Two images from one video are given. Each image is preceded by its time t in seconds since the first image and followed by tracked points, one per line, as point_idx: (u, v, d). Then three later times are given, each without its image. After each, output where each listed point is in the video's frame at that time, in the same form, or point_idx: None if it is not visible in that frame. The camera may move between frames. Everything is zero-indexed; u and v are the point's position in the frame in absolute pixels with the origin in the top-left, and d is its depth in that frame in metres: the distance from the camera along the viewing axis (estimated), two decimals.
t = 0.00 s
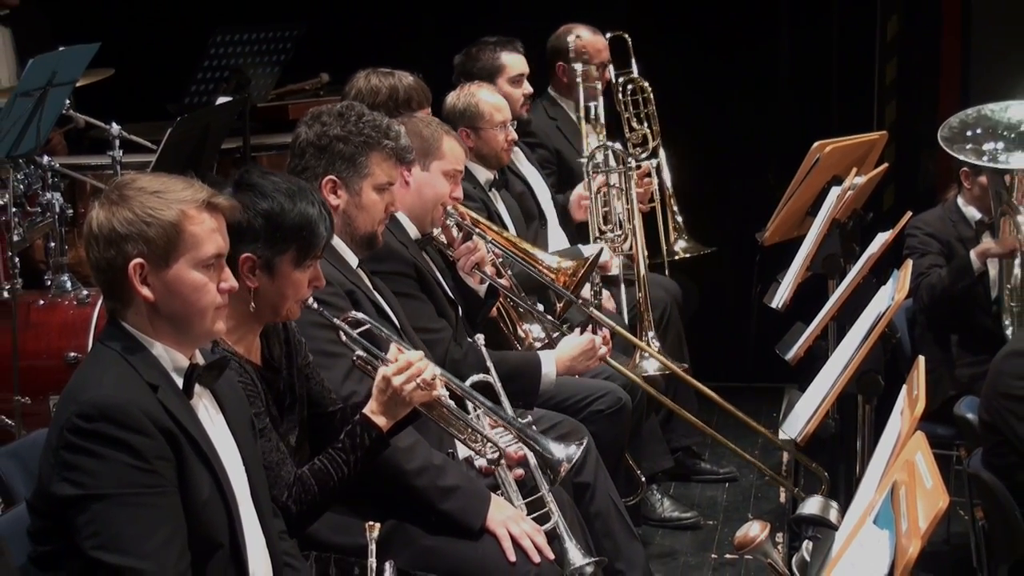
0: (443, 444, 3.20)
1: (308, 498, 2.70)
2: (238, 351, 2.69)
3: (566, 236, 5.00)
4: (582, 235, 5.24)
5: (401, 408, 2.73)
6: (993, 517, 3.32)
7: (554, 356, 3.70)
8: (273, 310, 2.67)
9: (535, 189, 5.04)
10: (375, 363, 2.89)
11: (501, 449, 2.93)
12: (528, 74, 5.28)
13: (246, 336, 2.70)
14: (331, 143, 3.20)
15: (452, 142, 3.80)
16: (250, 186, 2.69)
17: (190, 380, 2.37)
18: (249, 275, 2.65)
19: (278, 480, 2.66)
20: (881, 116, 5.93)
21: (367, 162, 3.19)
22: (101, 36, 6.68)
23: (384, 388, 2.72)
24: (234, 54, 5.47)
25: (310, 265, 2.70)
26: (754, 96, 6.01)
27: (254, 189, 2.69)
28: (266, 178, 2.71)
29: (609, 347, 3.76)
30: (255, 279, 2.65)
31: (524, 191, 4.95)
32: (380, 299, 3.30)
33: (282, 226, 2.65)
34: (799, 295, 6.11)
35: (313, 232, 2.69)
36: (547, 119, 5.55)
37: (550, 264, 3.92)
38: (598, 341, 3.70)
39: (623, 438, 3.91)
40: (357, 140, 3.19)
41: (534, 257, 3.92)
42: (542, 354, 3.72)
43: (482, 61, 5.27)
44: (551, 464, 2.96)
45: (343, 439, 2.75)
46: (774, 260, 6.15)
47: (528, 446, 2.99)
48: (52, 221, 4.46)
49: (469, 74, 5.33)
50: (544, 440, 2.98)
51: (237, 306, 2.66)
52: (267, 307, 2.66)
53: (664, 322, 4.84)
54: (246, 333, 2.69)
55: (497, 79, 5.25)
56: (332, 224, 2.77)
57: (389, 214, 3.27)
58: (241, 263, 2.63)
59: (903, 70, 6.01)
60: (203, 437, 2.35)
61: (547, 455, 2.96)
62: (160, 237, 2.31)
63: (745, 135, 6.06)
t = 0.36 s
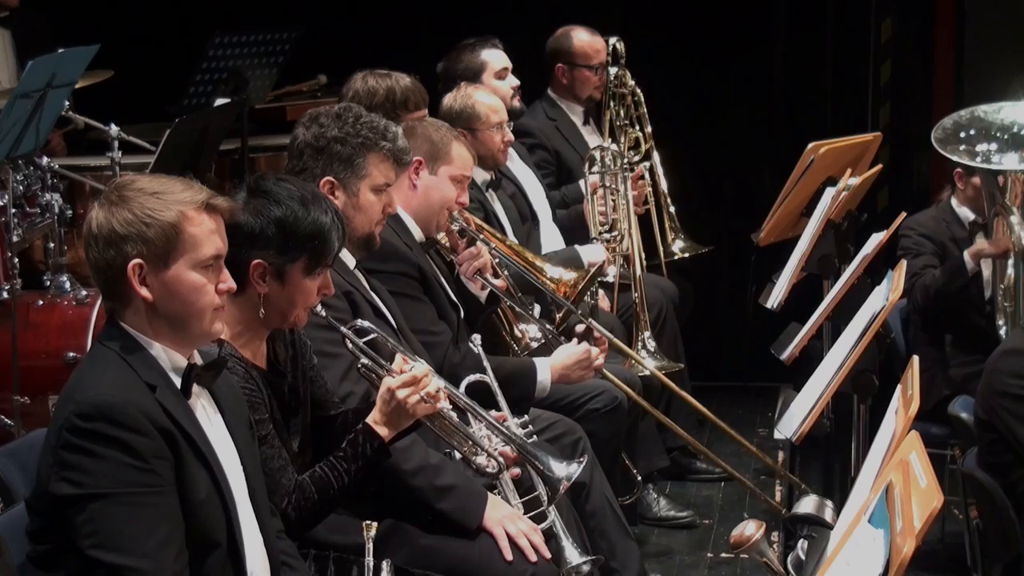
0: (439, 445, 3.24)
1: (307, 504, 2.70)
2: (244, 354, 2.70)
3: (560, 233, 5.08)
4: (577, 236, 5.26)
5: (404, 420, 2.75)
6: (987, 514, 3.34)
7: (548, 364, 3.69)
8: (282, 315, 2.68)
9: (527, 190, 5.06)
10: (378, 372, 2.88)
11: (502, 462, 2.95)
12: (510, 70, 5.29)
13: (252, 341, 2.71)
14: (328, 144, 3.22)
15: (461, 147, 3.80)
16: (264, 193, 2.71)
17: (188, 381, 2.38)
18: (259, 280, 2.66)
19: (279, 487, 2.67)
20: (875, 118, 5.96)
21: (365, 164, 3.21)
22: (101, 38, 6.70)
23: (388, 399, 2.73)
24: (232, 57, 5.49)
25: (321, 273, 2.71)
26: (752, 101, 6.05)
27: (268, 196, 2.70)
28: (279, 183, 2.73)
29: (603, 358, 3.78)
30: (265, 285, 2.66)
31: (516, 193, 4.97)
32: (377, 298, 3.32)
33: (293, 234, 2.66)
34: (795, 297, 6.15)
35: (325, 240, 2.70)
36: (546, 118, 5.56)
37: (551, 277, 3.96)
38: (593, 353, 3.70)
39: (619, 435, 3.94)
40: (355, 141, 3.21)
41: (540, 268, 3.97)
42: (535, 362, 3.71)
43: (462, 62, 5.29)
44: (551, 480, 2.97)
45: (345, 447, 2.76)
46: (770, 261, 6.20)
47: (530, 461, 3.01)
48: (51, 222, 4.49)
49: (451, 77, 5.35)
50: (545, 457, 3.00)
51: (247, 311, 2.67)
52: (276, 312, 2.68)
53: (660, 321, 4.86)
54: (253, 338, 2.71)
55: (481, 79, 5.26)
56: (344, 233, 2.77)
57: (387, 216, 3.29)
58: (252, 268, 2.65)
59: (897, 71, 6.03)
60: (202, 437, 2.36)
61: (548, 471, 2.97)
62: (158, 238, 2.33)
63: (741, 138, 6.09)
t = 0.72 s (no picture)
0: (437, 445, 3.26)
1: (299, 507, 2.70)
2: (237, 356, 2.70)
3: (557, 233, 5.09)
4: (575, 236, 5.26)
5: (396, 423, 2.76)
6: (984, 514, 3.35)
7: (541, 365, 3.70)
8: (276, 317, 2.68)
9: (523, 190, 5.06)
10: (373, 375, 2.87)
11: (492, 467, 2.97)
12: (510, 71, 5.29)
13: (246, 343, 2.71)
14: (325, 145, 3.22)
15: (461, 150, 3.81)
16: (259, 196, 2.71)
17: (187, 381, 2.38)
18: (254, 284, 2.67)
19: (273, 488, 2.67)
20: (873, 118, 5.96)
21: (363, 164, 3.21)
22: (98, 38, 6.69)
23: (381, 403, 2.73)
24: (232, 58, 5.51)
25: (316, 275, 2.71)
26: (751, 101, 6.04)
27: (261, 198, 2.70)
28: (272, 185, 2.74)
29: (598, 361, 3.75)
30: (260, 289, 2.67)
31: (514, 193, 4.97)
32: (374, 299, 3.32)
33: (289, 237, 2.67)
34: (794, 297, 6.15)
35: (321, 243, 2.69)
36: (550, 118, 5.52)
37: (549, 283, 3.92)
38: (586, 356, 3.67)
39: (617, 435, 3.94)
40: (352, 141, 3.21)
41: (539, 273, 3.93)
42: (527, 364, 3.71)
43: (462, 63, 5.29)
44: (543, 485, 3.01)
45: (338, 450, 2.76)
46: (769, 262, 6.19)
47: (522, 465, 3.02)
48: (49, 222, 4.48)
49: (450, 76, 5.34)
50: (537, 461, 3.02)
51: (241, 313, 2.67)
52: (270, 314, 2.67)
53: (657, 321, 4.87)
54: (245, 339, 2.70)
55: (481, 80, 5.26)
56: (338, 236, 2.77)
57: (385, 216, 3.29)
58: (246, 271, 2.65)
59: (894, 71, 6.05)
60: (200, 437, 2.36)
61: (540, 476, 3.00)
62: (158, 239, 2.33)
63: (740, 139, 6.09)
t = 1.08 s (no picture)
0: (434, 444, 3.28)
1: (295, 501, 2.70)
2: (223, 353, 2.70)
3: (554, 232, 5.04)
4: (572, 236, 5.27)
5: (386, 409, 2.75)
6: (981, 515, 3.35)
7: (495, 319, 3.67)
8: (258, 312, 2.67)
9: (521, 189, 5.07)
10: (360, 362, 2.84)
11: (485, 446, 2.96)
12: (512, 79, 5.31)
13: (232, 339, 2.71)
14: (322, 144, 3.22)
15: (447, 145, 3.79)
16: (232, 190, 2.70)
17: (184, 380, 2.37)
18: (234, 279, 2.65)
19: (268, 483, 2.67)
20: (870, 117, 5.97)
21: (359, 164, 3.21)
22: (96, 37, 6.69)
23: (370, 390, 2.72)
24: (229, 57, 5.52)
25: (295, 266, 2.71)
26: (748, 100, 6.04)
27: (237, 194, 2.69)
28: (248, 180, 2.73)
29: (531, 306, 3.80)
30: (240, 283, 2.65)
31: (511, 192, 4.98)
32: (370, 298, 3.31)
33: (266, 229, 2.66)
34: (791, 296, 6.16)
35: (298, 235, 2.69)
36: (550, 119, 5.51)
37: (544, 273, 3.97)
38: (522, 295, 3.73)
39: (614, 435, 3.94)
40: (350, 141, 3.22)
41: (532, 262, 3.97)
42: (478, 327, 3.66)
43: (466, 61, 5.28)
44: (538, 460, 2.98)
45: (329, 440, 2.75)
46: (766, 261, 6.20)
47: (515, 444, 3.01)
48: (45, 221, 4.48)
49: (447, 76, 5.34)
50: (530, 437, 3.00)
51: (223, 310, 2.66)
52: (253, 310, 2.67)
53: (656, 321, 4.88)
54: (231, 335, 2.70)
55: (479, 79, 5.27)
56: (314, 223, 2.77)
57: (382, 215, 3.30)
58: (226, 266, 2.64)
59: (891, 70, 6.05)
60: (198, 436, 2.36)
61: (534, 451, 2.98)
62: (153, 237, 2.33)
63: (737, 138, 6.10)
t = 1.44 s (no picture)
0: (430, 443, 3.28)
1: (290, 490, 2.69)
2: (210, 350, 2.68)
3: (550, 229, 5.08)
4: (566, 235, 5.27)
5: (375, 394, 2.75)
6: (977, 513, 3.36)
7: (481, 309, 3.69)
8: (240, 306, 2.66)
9: (517, 189, 5.07)
10: (345, 348, 2.89)
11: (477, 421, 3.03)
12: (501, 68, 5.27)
13: (219, 336, 2.69)
14: (318, 144, 3.22)
15: (421, 137, 3.79)
16: (207, 185, 2.69)
17: (178, 379, 2.37)
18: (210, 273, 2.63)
19: (262, 477, 2.66)
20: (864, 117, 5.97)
21: (355, 162, 3.21)
22: (90, 37, 6.69)
23: (357, 375, 2.73)
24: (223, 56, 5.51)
25: (274, 257, 2.69)
26: (742, 99, 6.04)
27: (214, 189, 2.69)
28: (224, 176, 2.72)
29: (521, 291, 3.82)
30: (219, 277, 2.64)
31: (507, 190, 4.98)
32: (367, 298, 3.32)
33: (242, 222, 2.64)
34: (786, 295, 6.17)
35: (274, 226, 2.67)
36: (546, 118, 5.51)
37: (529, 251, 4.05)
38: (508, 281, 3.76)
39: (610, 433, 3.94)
40: (345, 140, 3.21)
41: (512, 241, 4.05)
42: (466, 317, 3.67)
43: (454, 60, 5.29)
44: (530, 435, 3.09)
45: (322, 429, 2.75)
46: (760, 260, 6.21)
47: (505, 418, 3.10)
48: (41, 220, 4.47)
49: (440, 75, 5.34)
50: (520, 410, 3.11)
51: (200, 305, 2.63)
52: (235, 306, 2.65)
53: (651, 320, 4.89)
54: (218, 332, 2.68)
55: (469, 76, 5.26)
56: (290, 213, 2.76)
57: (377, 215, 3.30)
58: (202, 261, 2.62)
59: (886, 70, 6.06)
60: (193, 435, 2.36)
61: (526, 426, 3.09)
62: (147, 236, 2.32)
63: (731, 138, 6.10)
